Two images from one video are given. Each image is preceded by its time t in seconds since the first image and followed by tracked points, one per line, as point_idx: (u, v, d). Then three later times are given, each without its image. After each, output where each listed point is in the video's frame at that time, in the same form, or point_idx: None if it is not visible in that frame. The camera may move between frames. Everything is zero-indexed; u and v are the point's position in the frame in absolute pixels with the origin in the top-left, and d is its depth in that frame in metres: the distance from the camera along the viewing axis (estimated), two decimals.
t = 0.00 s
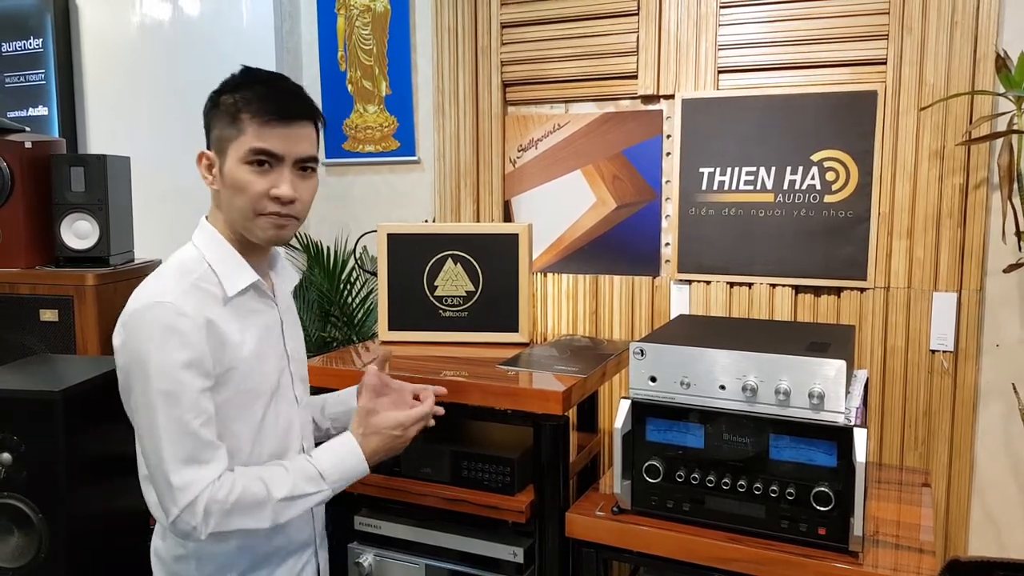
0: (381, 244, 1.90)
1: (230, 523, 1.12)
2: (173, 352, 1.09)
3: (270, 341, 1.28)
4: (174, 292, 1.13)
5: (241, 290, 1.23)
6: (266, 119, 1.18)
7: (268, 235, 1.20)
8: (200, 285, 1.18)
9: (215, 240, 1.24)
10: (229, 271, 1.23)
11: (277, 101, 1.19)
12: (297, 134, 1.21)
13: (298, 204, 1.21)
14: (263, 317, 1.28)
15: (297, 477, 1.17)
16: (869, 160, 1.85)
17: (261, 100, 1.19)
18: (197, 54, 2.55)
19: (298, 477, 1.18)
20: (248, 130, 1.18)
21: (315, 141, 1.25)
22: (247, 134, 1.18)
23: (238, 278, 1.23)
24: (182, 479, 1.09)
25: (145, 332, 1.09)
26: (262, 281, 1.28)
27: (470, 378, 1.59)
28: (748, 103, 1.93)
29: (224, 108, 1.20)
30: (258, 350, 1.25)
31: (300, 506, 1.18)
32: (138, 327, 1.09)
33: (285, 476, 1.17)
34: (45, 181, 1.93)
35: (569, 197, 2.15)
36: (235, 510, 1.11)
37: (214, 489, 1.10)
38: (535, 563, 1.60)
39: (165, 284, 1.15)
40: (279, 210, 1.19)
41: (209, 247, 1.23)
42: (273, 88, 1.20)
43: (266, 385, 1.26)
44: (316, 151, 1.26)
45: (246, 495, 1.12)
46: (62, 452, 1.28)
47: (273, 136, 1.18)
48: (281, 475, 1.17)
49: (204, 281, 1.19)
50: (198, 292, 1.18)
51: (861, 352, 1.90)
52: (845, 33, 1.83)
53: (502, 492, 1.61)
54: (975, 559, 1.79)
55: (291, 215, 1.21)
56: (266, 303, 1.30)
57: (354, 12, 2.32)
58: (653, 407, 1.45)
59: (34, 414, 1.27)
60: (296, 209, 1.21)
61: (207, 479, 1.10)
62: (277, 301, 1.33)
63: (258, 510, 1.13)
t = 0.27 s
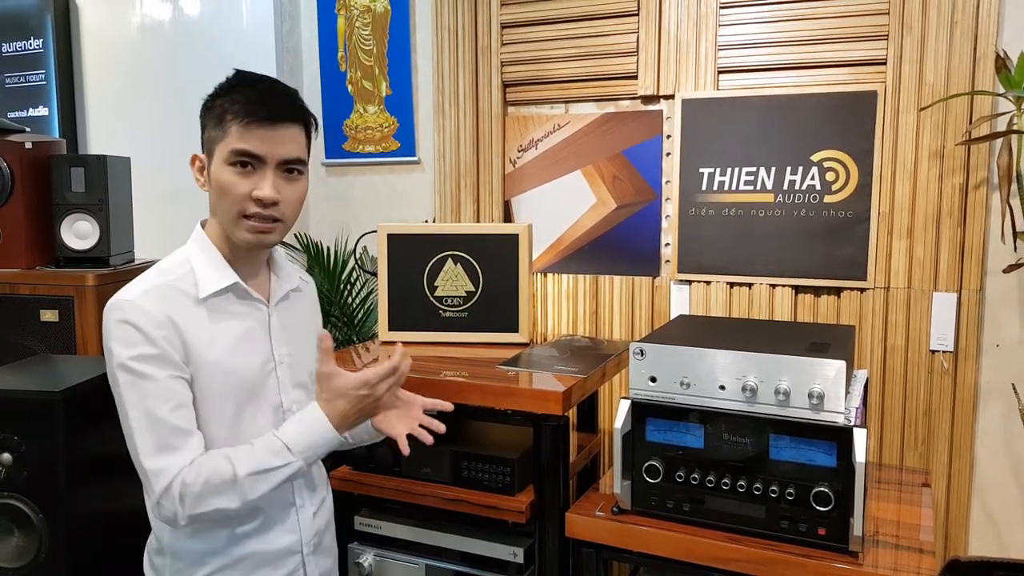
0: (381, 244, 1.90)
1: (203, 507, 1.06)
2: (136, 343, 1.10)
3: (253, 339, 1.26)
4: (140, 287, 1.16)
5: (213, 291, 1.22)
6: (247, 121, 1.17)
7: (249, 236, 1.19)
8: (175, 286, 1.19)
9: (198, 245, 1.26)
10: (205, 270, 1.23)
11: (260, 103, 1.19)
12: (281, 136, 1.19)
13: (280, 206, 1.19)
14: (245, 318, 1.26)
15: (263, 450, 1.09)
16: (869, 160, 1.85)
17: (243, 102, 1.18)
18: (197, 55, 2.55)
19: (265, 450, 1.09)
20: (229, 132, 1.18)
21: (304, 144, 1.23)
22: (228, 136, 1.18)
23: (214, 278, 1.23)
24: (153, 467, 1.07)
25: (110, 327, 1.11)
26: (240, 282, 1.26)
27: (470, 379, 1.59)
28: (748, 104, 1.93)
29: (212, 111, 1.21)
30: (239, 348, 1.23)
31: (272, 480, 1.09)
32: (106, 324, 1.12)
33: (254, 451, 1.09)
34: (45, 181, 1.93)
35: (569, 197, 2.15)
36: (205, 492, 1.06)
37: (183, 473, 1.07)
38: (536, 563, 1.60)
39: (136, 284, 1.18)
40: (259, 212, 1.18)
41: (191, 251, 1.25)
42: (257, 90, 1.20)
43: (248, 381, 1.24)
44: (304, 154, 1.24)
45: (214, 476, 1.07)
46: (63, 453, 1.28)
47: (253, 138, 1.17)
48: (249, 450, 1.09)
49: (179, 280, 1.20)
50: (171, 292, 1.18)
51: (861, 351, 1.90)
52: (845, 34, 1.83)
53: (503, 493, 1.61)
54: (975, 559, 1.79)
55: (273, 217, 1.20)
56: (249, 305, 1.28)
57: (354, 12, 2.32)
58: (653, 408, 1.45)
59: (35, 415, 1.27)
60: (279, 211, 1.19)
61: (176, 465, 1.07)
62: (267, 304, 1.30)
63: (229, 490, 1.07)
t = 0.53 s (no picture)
0: (380, 244, 1.90)
1: (153, 526, 1.10)
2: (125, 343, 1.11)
3: (249, 344, 1.26)
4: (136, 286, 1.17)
5: (212, 289, 1.22)
6: (247, 122, 1.18)
7: (248, 237, 1.19)
8: (172, 285, 1.20)
9: (202, 245, 1.26)
10: (205, 270, 1.23)
11: (261, 104, 1.20)
12: (281, 137, 1.20)
13: (279, 206, 1.19)
14: (241, 320, 1.26)
15: (217, 505, 1.10)
16: (869, 160, 1.85)
17: (244, 103, 1.19)
18: (197, 55, 2.55)
19: (219, 506, 1.10)
20: (230, 132, 1.18)
21: (304, 145, 1.24)
22: (229, 136, 1.18)
23: (212, 277, 1.23)
24: (120, 471, 1.11)
25: (102, 325, 1.13)
26: (238, 282, 1.25)
27: (470, 379, 1.59)
28: (748, 104, 1.93)
29: (215, 112, 1.22)
30: (233, 351, 1.23)
31: (219, 534, 1.11)
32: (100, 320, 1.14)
33: (210, 499, 1.10)
34: (45, 181, 1.93)
35: (569, 197, 2.16)
36: (160, 514, 1.09)
37: (145, 488, 1.10)
38: (535, 563, 1.60)
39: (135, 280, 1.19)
40: (258, 212, 1.18)
41: (195, 250, 1.25)
42: (258, 92, 1.21)
43: (239, 387, 1.23)
44: (305, 155, 1.24)
45: (169, 505, 1.09)
46: (63, 453, 1.28)
47: (253, 138, 1.18)
48: (206, 496, 1.11)
49: (177, 279, 1.21)
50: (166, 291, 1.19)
51: (861, 351, 1.90)
52: (845, 34, 1.83)
53: (503, 493, 1.61)
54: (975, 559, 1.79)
55: (272, 218, 1.19)
56: (247, 306, 1.28)
57: (354, 12, 2.32)
58: (652, 408, 1.45)
59: (35, 415, 1.27)
60: (277, 211, 1.19)
61: (141, 475, 1.10)
62: (267, 305, 1.30)
63: (178, 523, 1.09)
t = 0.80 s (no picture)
0: (380, 244, 1.90)
1: (152, 532, 1.12)
2: (128, 344, 1.11)
3: (250, 345, 1.25)
4: (140, 287, 1.16)
5: (215, 290, 1.21)
6: (253, 120, 1.17)
7: (254, 234, 1.19)
8: (175, 286, 1.19)
9: (204, 245, 1.26)
10: (208, 271, 1.23)
11: (266, 102, 1.19)
12: (286, 134, 1.20)
13: (285, 203, 1.19)
14: (243, 321, 1.26)
15: (220, 521, 1.12)
16: (869, 161, 1.85)
17: (248, 101, 1.19)
18: (197, 55, 2.55)
19: (221, 523, 1.13)
20: (236, 130, 1.18)
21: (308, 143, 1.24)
22: (235, 134, 1.18)
23: (216, 278, 1.22)
24: (118, 475, 1.11)
25: (105, 324, 1.13)
26: (241, 283, 1.25)
27: (470, 380, 1.59)
28: (747, 104, 1.93)
29: (219, 111, 1.21)
30: (236, 352, 1.23)
31: (218, 548, 1.14)
32: (103, 319, 1.13)
33: (212, 513, 1.13)
34: (44, 181, 1.93)
35: (569, 198, 2.15)
36: (160, 521, 1.11)
37: (145, 494, 1.11)
38: (535, 564, 1.60)
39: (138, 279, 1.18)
40: (264, 209, 1.18)
41: (198, 251, 1.25)
42: (263, 90, 1.20)
43: (242, 388, 1.23)
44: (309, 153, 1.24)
45: (171, 515, 1.11)
46: (63, 454, 1.28)
47: (259, 136, 1.17)
48: (210, 509, 1.13)
49: (180, 280, 1.20)
50: (168, 292, 1.18)
51: (861, 351, 1.90)
52: (845, 34, 1.83)
53: (503, 493, 1.61)
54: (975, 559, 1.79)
55: (278, 215, 1.19)
56: (250, 307, 1.27)
57: (353, 12, 2.32)
58: (652, 408, 1.45)
59: (35, 415, 1.27)
60: (283, 209, 1.19)
61: (141, 480, 1.11)
62: (269, 305, 1.30)
63: (179, 532, 1.11)
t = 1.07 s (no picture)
0: (380, 245, 1.90)
1: (188, 532, 1.11)
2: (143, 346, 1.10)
3: (256, 343, 1.26)
4: (146, 289, 1.15)
5: (222, 291, 1.22)
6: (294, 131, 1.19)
7: (289, 241, 1.22)
8: (182, 286, 1.19)
9: (203, 244, 1.25)
10: (212, 271, 1.22)
11: (302, 113, 1.21)
12: (318, 145, 1.23)
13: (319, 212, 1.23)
14: (248, 320, 1.26)
15: (261, 507, 1.14)
16: (868, 161, 1.85)
17: (287, 112, 1.19)
18: (197, 56, 2.55)
19: (262, 509, 1.15)
20: (276, 139, 1.18)
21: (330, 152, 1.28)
22: (275, 143, 1.18)
23: (222, 278, 1.22)
24: (147, 478, 1.09)
25: (115, 329, 1.11)
26: (246, 282, 1.26)
27: (470, 380, 1.59)
28: (747, 105, 1.93)
29: (245, 114, 1.19)
30: (243, 351, 1.23)
31: (260, 535, 1.15)
32: (111, 324, 1.11)
33: (250, 501, 1.14)
34: (45, 182, 1.93)
35: (569, 198, 2.16)
36: (198, 518, 1.10)
37: (179, 494, 1.10)
38: (535, 564, 1.60)
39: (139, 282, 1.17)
40: (303, 218, 1.21)
41: (197, 250, 1.24)
42: (297, 100, 1.21)
43: (250, 386, 1.23)
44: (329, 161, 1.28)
45: (210, 510, 1.11)
46: (63, 455, 1.28)
47: (299, 147, 1.20)
48: (247, 499, 1.14)
49: (184, 281, 1.19)
50: (176, 293, 1.18)
51: (861, 351, 1.90)
52: (845, 35, 1.83)
53: (503, 494, 1.61)
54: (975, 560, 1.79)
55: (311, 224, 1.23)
56: (253, 306, 1.28)
57: (354, 13, 2.32)
58: (652, 409, 1.45)
59: (35, 415, 1.27)
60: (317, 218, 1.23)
61: (171, 480, 1.10)
62: (271, 304, 1.30)
63: (219, 525, 1.12)
